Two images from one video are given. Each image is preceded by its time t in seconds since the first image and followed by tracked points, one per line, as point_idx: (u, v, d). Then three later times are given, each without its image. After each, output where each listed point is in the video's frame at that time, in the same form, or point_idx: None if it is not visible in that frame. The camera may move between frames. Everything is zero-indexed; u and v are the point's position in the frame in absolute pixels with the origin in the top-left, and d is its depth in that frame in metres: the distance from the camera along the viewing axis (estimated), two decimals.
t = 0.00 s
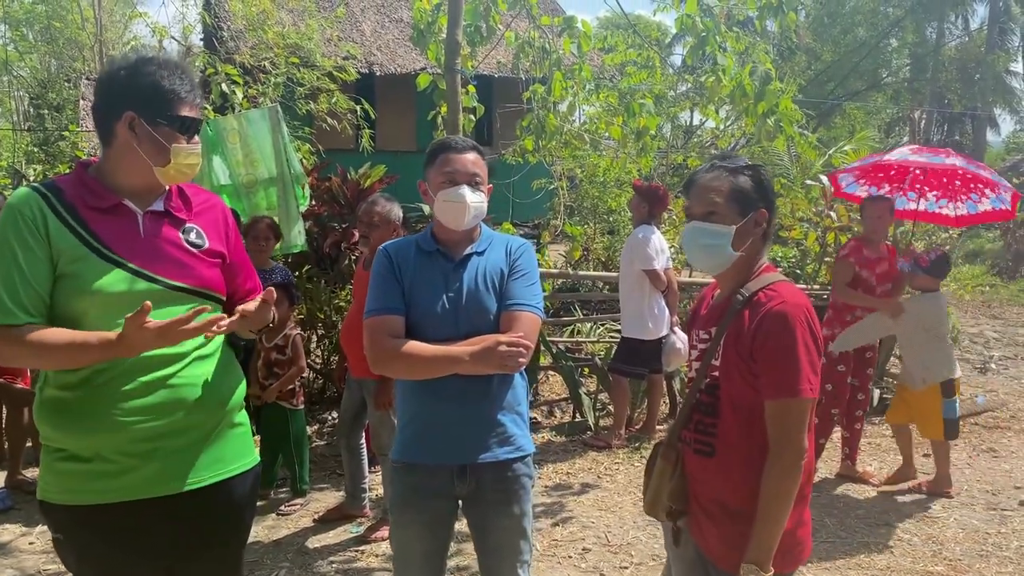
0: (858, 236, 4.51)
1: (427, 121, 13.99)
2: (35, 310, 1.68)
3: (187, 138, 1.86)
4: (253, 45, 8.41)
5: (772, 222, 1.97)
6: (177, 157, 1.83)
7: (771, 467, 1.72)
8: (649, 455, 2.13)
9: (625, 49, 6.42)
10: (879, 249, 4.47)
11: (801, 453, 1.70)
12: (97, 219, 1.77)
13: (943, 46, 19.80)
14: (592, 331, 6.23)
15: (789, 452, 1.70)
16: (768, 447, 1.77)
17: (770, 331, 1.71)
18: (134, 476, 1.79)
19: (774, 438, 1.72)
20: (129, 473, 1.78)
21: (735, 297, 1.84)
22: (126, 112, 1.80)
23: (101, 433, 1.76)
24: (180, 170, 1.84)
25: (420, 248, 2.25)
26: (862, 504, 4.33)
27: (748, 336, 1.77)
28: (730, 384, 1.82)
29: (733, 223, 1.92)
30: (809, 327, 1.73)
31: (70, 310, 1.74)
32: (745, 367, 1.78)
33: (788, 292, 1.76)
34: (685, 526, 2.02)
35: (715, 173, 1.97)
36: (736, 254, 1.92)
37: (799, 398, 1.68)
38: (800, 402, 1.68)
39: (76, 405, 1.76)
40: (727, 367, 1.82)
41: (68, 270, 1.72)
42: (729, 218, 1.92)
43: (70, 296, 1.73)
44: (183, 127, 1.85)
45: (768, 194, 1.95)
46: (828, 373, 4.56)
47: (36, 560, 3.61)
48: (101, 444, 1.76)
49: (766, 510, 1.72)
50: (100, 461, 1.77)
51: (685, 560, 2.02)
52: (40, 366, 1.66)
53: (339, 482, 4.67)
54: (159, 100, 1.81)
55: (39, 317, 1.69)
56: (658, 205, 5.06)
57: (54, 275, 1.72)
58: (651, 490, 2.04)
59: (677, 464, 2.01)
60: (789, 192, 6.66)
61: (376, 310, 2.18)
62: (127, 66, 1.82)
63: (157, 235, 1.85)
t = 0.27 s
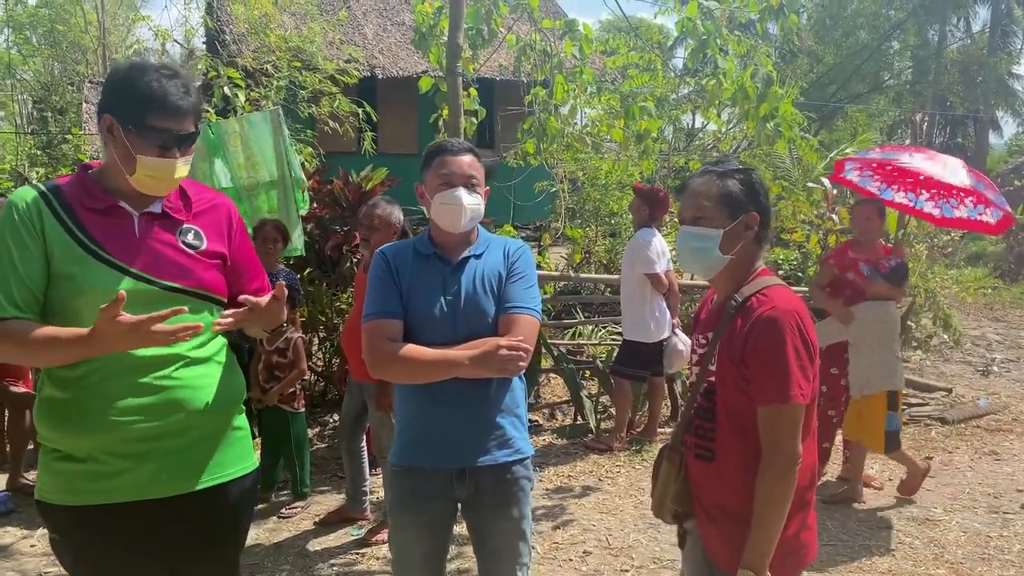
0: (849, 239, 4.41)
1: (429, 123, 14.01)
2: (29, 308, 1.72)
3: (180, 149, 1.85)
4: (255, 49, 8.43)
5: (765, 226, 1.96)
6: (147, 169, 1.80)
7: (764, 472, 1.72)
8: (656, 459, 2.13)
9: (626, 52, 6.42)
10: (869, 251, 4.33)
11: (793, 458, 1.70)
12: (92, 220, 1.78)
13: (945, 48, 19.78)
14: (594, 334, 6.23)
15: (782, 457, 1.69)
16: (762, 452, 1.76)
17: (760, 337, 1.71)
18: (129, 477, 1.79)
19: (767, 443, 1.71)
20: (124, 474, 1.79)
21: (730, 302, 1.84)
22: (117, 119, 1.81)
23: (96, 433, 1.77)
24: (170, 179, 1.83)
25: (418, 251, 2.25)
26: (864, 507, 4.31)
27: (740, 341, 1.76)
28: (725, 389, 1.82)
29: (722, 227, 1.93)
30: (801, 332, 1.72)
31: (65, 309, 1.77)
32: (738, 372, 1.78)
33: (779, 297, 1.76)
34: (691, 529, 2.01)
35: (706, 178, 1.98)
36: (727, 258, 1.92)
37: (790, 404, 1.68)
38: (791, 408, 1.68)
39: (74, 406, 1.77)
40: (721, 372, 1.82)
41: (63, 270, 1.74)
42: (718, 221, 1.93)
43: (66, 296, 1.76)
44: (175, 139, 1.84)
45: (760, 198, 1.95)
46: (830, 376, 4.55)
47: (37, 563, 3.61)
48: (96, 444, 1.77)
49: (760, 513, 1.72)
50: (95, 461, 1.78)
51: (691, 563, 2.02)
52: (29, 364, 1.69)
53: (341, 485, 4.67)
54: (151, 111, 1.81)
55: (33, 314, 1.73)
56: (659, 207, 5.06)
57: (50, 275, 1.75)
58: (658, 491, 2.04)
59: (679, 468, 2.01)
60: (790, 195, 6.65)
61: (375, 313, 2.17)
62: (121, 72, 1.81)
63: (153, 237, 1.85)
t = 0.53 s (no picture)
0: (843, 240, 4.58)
1: (433, 126, 14.04)
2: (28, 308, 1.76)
3: (164, 135, 1.86)
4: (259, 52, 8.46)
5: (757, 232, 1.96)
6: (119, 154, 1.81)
7: (759, 476, 1.72)
8: (664, 463, 2.13)
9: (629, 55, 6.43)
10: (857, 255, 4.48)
11: (788, 463, 1.69)
12: (91, 220, 1.81)
13: (950, 50, 19.74)
14: (597, 337, 6.22)
15: (777, 462, 1.69)
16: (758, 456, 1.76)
17: (754, 341, 1.71)
18: (126, 479, 1.79)
19: (763, 448, 1.71)
20: (120, 476, 1.79)
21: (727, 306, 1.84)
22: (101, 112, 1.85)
23: (93, 433, 1.78)
24: (153, 167, 1.83)
25: (420, 255, 2.25)
26: (869, 511, 4.30)
27: (735, 346, 1.76)
28: (722, 393, 1.82)
29: (712, 232, 1.93)
30: (794, 337, 1.71)
31: (65, 308, 1.80)
32: (733, 376, 1.78)
33: (775, 301, 1.76)
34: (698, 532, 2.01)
35: (696, 187, 1.98)
36: (720, 264, 1.92)
37: (783, 409, 1.67)
38: (784, 413, 1.67)
39: (75, 406, 1.79)
40: (718, 376, 1.82)
41: (62, 271, 1.77)
42: (708, 229, 1.93)
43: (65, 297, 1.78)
44: (162, 124, 1.86)
45: (751, 203, 1.94)
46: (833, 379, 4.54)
47: (40, 566, 3.61)
48: (94, 444, 1.78)
49: (757, 518, 1.72)
50: (92, 461, 1.79)
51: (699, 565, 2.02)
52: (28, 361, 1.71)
53: (344, 488, 4.67)
54: (130, 97, 1.83)
55: (33, 312, 1.77)
56: (662, 210, 5.05)
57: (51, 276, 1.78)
58: (667, 494, 2.05)
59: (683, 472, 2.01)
60: (794, 197, 6.64)
61: (376, 316, 2.17)
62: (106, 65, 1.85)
63: (153, 239, 1.85)
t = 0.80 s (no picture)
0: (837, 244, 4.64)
1: (438, 128, 14.05)
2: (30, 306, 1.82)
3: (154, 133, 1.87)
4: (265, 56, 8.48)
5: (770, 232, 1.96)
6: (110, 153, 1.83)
7: (760, 476, 1.71)
8: (663, 463, 2.13)
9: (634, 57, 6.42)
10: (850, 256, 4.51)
11: (791, 464, 1.68)
12: (94, 223, 1.85)
13: (956, 51, 19.67)
14: (602, 339, 6.22)
15: (782, 463, 1.68)
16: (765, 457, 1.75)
17: (764, 341, 1.70)
18: (121, 477, 1.80)
19: (768, 448, 1.70)
20: (115, 474, 1.80)
21: (736, 305, 1.84)
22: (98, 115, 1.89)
23: (90, 430, 1.79)
24: (143, 164, 1.85)
25: (421, 258, 2.25)
26: (875, 514, 4.28)
27: (744, 345, 1.76)
28: (729, 393, 1.81)
29: (728, 232, 1.92)
30: (804, 337, 1.71)
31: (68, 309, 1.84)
32: (741, 376, 1.77)
33: (786, 301, 1.75)
34: (696, 532, 2.01)
35: (711, 185, 1.96)
36: (736, 264, 1.91)
37: (790, 409, 1.66)
38: (791, 413, 1.66)
39: (76, 406, 1.81)
40: (725, 374, 1.81)
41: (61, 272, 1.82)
42: (726, 228, 1.92)
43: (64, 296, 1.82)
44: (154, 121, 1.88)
45: (767, 204, 1.95)
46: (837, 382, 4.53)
47: (46, 568, 3.62)
48: (91, 441, 1.79)
49: (753, 518, 1.71)
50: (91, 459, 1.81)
51: (697, 564, 2.02)
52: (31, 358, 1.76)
53: (349, 490, 4.67)
54: (122, 97, 1.85)
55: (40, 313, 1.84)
56: (667, 212, 5.04)
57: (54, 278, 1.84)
58: (665, 491, 2.06)
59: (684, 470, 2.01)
60: (800, 199, 6.63)
61: (379, 321, 2.17)
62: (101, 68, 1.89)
63: (149, 239, 1.86)
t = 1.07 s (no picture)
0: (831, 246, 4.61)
1: (444, 130, 14.06)
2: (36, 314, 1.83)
3: (169, 144, 1.88)
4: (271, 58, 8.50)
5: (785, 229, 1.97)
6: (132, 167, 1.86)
7: (778, 477, 1.71)
8: (662, 463, 2.15)
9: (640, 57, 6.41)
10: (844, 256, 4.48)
11: (810, 465, 1.68)
12: (98, 230, 1.85)
13: (964, 50, 19.59)
14: (608, 340, 6.22)
15: (799, 464, 1.68)
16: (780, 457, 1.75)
17: (783, 341, 1.70)
18: (128, 478, 1.81)
19: (783, 448, 1.70)
20: (124, 475, 1.81)
21: (750, 305, 1.84)
22: (106, 124, 1.87)
23: (99, 432, 1.80)
24: (155, 176, 1.87)
25: (420, 261, 2.26)
26: (882, 515, 4.26)
27: (762, 345, 1.76)
28: (742, 393, 1.81)
29: (748, 233, 1.92)
30: (824, 338, 1.71)
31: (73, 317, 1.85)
32: (757, 376, 1.77)
33: (804, 302, 1.75)
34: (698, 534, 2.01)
35: (726, 184, 1.96)
36: (755, 263, 1.90)
37: (811, 410, 1.66)
38: (811, 414, 1.66)
39: (82, 406, 1.82)
40: (739, 374, 1.81)
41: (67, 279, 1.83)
42: (745, 228, 1.92)
43: (71, 303, 1.83)
44: (167, 133, 1.88)
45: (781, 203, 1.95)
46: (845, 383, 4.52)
47: (54, 568, 3.64)
48: (101, 443, 1.81)
49: (770, 520, 1.71)
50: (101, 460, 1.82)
51: (698, 567, 2.02)
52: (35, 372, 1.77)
53: (355, 490, 4.68)
54: (135, 107, 1.85)
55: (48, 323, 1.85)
56: (673, 213, 5.04)
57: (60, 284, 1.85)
58: (664, 498, 2.08)
59: (690, 472, 2.01)
60: (806, 199, 6.61)
61: (377, 324, 2.15)
62: (107, 75, 1.87)
63: (155, 245, 1.87)
